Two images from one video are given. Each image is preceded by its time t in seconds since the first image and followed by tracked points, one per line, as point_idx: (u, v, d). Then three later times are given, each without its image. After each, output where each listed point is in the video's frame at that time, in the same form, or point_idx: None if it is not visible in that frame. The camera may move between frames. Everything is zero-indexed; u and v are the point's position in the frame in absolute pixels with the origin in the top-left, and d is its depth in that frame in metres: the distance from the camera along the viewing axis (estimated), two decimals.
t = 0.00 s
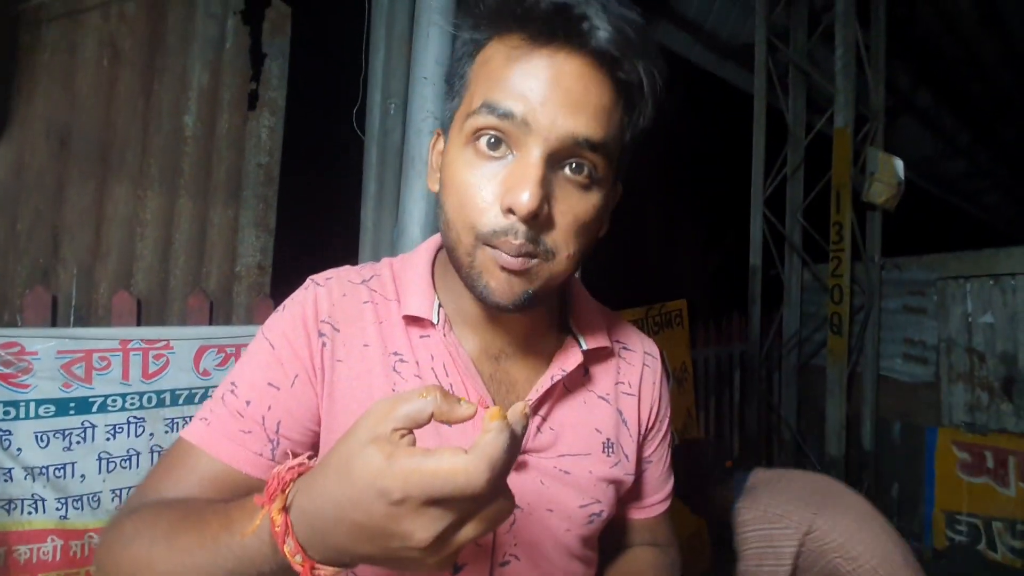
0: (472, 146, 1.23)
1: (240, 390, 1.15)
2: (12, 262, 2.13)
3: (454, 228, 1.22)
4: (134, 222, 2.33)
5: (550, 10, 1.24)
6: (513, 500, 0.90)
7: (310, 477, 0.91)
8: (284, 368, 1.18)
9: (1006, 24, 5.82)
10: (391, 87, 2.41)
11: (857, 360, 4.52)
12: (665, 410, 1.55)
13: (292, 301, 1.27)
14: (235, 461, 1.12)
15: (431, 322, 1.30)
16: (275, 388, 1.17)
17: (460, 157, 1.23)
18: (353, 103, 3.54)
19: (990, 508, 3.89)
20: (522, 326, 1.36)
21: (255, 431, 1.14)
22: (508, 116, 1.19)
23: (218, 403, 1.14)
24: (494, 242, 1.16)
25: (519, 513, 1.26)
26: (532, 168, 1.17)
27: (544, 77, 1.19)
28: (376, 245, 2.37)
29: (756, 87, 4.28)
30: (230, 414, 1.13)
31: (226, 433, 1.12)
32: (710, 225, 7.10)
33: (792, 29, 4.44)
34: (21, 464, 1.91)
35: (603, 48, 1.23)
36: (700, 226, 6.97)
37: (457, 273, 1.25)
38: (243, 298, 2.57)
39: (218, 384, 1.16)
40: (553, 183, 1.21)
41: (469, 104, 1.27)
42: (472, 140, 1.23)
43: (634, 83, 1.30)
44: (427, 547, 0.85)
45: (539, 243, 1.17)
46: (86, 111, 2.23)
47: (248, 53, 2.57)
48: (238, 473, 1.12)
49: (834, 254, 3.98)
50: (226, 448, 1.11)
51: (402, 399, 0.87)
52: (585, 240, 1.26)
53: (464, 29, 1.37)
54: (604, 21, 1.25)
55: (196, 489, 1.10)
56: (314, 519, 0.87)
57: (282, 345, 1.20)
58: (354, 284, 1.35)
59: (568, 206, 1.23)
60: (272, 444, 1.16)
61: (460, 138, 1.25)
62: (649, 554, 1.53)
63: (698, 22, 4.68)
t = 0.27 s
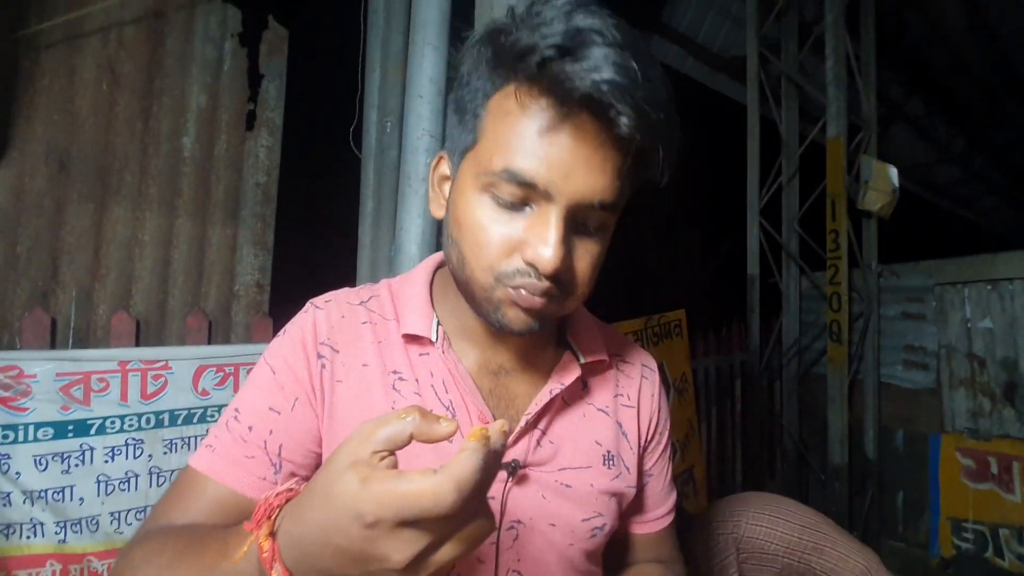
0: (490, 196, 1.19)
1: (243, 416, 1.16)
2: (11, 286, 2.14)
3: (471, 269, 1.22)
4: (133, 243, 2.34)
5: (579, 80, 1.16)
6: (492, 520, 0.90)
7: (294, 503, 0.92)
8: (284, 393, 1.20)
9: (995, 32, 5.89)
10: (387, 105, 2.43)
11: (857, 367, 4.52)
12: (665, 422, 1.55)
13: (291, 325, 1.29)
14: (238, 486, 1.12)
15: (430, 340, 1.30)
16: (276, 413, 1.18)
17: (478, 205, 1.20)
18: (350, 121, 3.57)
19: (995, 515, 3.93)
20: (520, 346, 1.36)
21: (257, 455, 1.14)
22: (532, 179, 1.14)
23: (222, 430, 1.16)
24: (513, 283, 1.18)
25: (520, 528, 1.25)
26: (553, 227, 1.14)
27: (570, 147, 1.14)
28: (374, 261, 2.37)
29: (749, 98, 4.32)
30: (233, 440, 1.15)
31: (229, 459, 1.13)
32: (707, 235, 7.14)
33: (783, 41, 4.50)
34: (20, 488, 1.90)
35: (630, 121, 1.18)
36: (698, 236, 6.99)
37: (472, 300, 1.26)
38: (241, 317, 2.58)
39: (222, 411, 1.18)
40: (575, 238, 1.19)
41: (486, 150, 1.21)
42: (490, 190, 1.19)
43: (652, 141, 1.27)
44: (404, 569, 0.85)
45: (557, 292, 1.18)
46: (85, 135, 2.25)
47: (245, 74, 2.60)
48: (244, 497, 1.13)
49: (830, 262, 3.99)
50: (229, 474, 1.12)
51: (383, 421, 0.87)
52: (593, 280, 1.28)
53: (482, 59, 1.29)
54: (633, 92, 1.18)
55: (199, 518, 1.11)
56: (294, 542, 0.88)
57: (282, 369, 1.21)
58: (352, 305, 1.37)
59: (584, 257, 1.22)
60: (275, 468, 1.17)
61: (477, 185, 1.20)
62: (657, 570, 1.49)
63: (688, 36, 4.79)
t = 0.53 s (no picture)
0: (506, 222, 1.20)
1: (241, 432, 1.18)
2: (8, 298, 2.14)
3: (486, 294, 1.23)
4: (130, 254, 2.35)
5: (599, 107, 1.17)
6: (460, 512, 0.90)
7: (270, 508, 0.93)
8: (281, 407, 1.21)
9: (988, 37, 5.93)
10: (383, 116, 2.45)
11: (855, 372, 4.52)
12: (662, 433, 1.56)
13: (289, 340, 1.31)
14: (238, 501, 1.15)
15: (426, 351, 1.31)
16: (273, 428, 1.20)
17: (495, 231, 1.21)
18: (346, 130, 3.59)
19: (996, 520, 3.92)
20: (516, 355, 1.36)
21: (255, 470, 1.17)
22: (551, 205, 1.15)
23: (222, 445, 1.19)
24: (528, 309, 1.20)
25: (517, 539, 1.24)
26: (572, 250, 1.17)
27: (590, 173, 1.15)
28: (370, 270, 2.39)
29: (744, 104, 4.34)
30: (232, 455, 1.17)
31: (229, 474, 1.15)
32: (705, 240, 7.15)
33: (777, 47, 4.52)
34: (16, 501, 1.90)
35: (646, 147, 1.21)
36: (696, 242, 7.01)
37: (483, 325, 1.27)
38: (238, 327, 2.58)
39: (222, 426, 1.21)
40: (592, 258, 1.23)
41: (501, 175, 1.21)
42: (506, 216, 1.20)
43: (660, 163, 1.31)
44: (373, 564, 0.85)
45: (571, 316, 1.21)
46: (82, 147, 2.26)
47: (241, 86, 2.62)
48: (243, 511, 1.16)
49: (827, 267, 3.99)
50: (228, 489, 1.15)
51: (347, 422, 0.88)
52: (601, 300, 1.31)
53: (493, 82, 1.28)
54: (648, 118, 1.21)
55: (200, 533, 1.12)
56: (271, 544, 0.89)
57: (279, 385, 1.23)
58: (349, 318, 1.38)
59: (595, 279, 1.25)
60: (273, 482, 1.20)
61: (493, 211, 1.21)
62: None
63: (683, 43, 4.82)
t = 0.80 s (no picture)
0: (512, 229, 1.20)
1: (237, 436, 1.18)
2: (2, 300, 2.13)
3: (490, 301, 1.22)
4: (125, 256, 2.34)
5: (606, 117, 1.17)
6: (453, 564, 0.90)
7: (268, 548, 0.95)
8: (276, 410, 1.21)
9: (981, 40, 5.97)
10: (380, 117, 2.45)
11: (852, 373, 4.52)
12: (658, 434, 1.56)
13: (283, 342, 1.30)
14: (235, 505, 1.15)
15: (422, 350, 1.31)
16: (268, 431, 1.19)
17: (500, 238, 1.20)
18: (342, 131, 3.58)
19: (992, 520, 3.93)
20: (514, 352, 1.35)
21: (251, 474, 1.17)
22: (559, 214, 1.16)
23: (219, 450, 1.18)
24: (533, 314, 1.20)
25: (513, 539, 1.24)
26: (579, 257, 1.18)
27: (596, 182, 1.17)
28: (367, 272, 2.38)
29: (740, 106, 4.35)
30: (229, 459, 1.17)
31: (226, 478, 1.15)
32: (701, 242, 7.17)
33: (772, 50, 4.54)
34: (11, 504, 1.89)
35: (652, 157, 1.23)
36: (692, 243, 7.02)
37: (486, 331, 1.27)
38: (234, 329, 2.58)
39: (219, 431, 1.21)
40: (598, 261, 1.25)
41: (506, 183, 1.20)
42: (512, 223, 1.20)
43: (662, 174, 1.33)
44: None
45: (575, 320, 1.22)
46: (77, 149, 2.25)
47: (238, 88, 2.62)
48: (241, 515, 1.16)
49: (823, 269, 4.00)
50: (226, 494, 1.15)
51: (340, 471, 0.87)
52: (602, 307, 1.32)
53: (496, 88, 1.27)
54: (654, 129, 1.23)
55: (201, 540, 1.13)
56: None
57: (274, 388, 1.23)
58: (344, 319, 1.37)
59: (598, 283, 1.27)
60: (270, 486, 1.19)
61: (499, 218, 1.20)
62: None
63: (679, 46, 4.84)
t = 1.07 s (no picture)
0: (502, 222, 1.20)
1: (231, 442, 1.19)
2: None
3: (482, 297, 1.22)
4: (120, 257, 2.33)
5: (591, 110, 1.18)
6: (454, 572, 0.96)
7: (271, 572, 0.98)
8: (268, 414, 1.21)
9: (974, 40, 6.00)
10: (375, 118, 2.44)
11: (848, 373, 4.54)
12: (652, 433, 1.55)
13: (274, 345, 1.30)
14: (232, 512, 1.17)
15: (413, 351, 1.31)
16: (261, 436, 1.19)
17: (490, 233, 1.20)
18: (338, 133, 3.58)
19: (987, 518, 3.94)
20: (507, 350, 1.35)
21: (246, 480, 1.18)
22: (548, 207, 1.17)
23: (213, 456, 1.19)
24: (529, 306, 1.20)
25: (505, 540, 1.24)
26: (570, 249, 1.18)
27: (584, 174, 1.17)
28: (363, 273, 2.38)
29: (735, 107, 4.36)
30: (224, 465, 1.18)
31: (222, 485, 1.17)
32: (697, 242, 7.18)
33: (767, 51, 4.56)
34: (5, 507, 1.87)
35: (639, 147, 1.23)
36: (688, 244, 7.03)
37: (482, 325, 1.26)
38: (230, 330, 2.57)
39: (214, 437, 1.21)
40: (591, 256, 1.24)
41: (494, 177, 1.21)
42: (502, 216, 1.20)
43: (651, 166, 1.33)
44: None
45: (571, 310, 1.22)
46: (71, 150, 2.24)
47: (233, 89, 2.61)
48: (238, 521, 1.17)
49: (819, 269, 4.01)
50: (222, 501, 1.16)
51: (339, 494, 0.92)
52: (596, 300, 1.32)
53: (481, 85, 1.28)
54: (641, 120, 1.22)
55: (203, 546, 1.15)
56: None
57: (265, 392, 1.23)
58: (335, 319, 1.37)
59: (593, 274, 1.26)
60: (265, 490, 1.20)
61: (488, 212, 1.21)
62: None
63: (674, 47, 4.85)
